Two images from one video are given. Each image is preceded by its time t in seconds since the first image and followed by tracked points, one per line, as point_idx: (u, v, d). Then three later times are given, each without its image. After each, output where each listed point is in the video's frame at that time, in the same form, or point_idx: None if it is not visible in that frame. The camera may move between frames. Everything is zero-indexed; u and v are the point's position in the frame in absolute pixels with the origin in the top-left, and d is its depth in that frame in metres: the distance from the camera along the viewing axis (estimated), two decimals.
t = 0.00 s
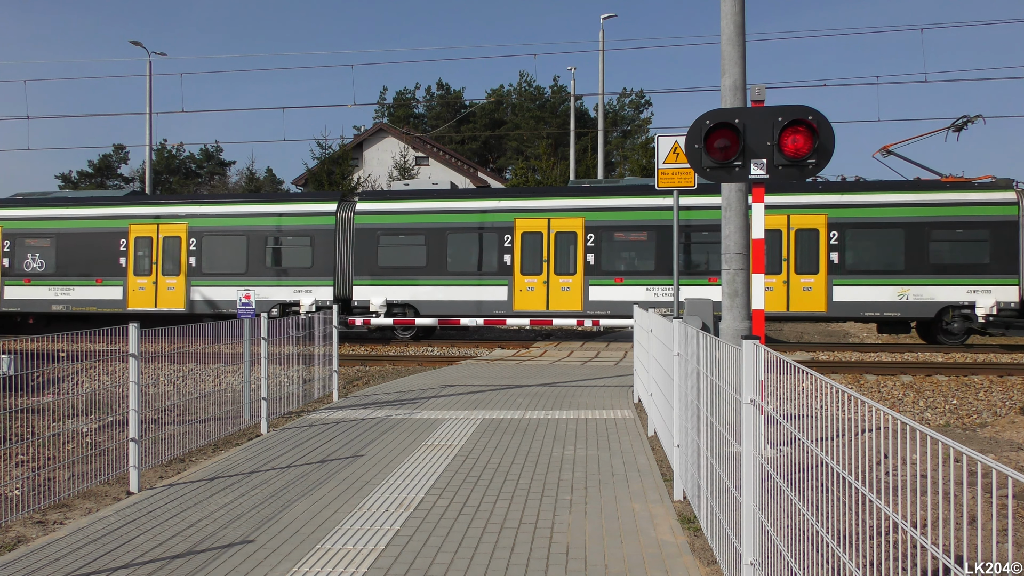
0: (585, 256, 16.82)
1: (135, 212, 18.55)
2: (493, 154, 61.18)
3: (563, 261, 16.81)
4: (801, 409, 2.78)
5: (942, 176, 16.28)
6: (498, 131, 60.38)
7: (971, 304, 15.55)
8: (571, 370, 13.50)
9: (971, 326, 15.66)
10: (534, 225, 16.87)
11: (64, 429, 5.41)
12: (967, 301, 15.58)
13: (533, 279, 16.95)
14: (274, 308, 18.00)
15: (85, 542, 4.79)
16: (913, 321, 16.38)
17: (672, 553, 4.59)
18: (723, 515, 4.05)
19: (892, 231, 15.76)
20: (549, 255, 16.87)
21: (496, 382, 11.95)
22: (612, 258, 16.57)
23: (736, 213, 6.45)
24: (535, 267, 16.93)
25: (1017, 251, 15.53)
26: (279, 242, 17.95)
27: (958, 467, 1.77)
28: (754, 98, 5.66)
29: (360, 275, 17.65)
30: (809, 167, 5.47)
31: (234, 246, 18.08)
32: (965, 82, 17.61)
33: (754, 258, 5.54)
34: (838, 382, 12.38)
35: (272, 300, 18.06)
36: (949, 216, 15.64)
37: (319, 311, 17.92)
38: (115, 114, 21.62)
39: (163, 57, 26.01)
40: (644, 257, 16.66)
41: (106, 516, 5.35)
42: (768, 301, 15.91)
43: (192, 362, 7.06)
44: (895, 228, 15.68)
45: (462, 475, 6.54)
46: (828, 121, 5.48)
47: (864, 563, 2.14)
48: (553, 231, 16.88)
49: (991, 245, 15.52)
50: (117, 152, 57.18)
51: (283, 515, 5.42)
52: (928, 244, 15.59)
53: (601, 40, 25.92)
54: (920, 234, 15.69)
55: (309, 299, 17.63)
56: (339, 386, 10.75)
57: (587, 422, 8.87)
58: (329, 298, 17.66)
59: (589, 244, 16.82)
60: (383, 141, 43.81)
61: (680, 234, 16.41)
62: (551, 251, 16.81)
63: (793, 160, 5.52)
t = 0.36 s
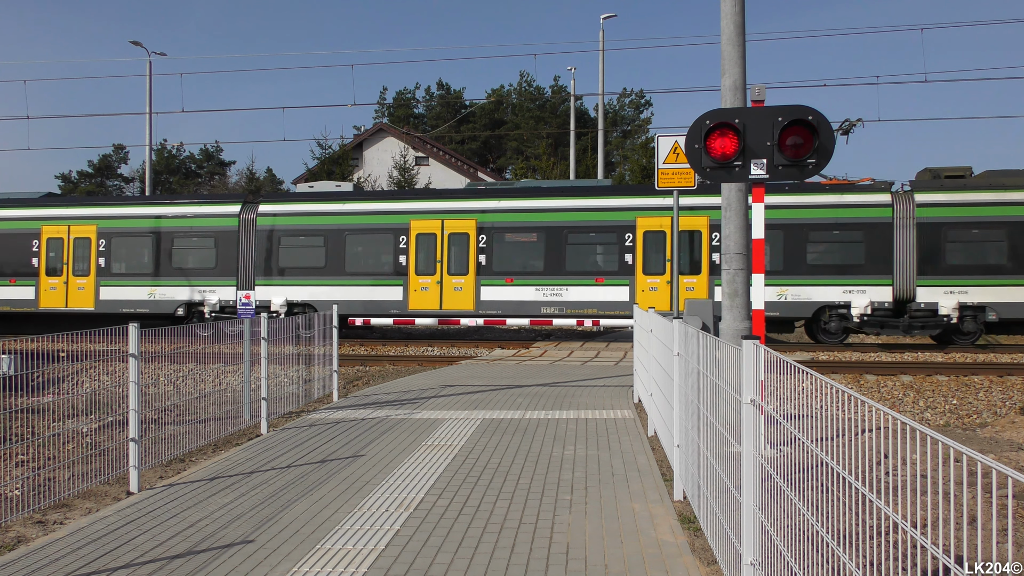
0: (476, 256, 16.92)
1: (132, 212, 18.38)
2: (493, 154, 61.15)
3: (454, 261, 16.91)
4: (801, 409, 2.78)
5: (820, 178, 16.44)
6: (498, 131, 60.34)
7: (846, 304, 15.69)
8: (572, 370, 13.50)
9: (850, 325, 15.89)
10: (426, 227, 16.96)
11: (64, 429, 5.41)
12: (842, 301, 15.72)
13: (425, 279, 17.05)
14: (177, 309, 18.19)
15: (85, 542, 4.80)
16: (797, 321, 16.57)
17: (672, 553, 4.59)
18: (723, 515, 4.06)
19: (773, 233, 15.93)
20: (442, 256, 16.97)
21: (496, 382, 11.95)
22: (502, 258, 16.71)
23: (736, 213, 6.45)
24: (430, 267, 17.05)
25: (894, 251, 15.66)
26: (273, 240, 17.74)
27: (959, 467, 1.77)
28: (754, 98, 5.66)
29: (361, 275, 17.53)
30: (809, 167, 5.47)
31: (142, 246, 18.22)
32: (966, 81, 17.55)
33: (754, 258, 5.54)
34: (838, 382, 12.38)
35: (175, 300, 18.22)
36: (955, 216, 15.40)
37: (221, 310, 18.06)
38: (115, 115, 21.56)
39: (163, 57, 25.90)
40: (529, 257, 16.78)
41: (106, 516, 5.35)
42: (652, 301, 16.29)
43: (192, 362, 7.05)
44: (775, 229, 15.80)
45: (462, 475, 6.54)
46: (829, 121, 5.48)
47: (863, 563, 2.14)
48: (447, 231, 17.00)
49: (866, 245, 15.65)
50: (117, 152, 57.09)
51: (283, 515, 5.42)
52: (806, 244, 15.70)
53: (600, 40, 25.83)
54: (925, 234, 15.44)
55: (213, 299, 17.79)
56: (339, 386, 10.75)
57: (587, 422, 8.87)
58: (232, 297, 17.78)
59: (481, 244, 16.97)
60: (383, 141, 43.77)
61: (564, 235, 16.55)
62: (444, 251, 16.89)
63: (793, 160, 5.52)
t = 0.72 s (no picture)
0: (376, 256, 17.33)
1: (125, 212, 18.30)
2: (493, 154, 61.16)
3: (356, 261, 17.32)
4: (801, 409, 2.78)
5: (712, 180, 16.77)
6: (498, 131, 60.33)
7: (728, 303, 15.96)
8: (572, 370, 13.50)
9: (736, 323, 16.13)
10: (326, 228, 17.39)
11: (64, 429, 5.41)
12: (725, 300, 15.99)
13: (328, 279, 17.46)
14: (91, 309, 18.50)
15: (85, 542, 4.80)
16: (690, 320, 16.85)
17: (672, 553, 4.58)
18: (723, 515, 4.05)
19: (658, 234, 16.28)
20: (342, 256, 17.38)
21: (496, 382, 11.95)
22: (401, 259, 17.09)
23: (736, 213, 6.44)
24: (330, 268, 17.47)
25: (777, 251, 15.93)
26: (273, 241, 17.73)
27: (959, 467, 1.77)
28: (754, 98, 5.66)
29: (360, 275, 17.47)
30: (809, 167, 5.47)
31: (55, 248, 18.60)
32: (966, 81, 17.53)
33: (754, 258, 5.53)
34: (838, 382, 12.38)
35: (89, 300, 18.54)
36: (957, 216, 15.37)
37: (133, 310, 18.30)
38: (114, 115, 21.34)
39: (163, 57, 25.41)
40: (428, 258, 17.17)
41: (106, 516, 5.36)
42: (543, 301, 16.63)
43: (192, 362, 7.06)
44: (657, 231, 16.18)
45: (463, 475, 6.53)
46: (828, 122, 5.47)
47: (864, 563, 2.14)
48: (347, 233, 17.41)
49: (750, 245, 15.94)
50: (117, 152, 57.05)
51: (283, 514, 5.42)
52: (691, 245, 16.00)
53: (600, 40, 25.87)
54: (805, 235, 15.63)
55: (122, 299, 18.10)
56: (339, 386, 10.75)
57: (587, 422, 8.87)
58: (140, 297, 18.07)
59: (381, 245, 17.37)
60: (383, 141, 43.76)
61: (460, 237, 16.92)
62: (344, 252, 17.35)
63: (793, 160, 5.52)
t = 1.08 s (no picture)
0: (282, 258, 18.14)
1: (131, 212, 18.91)
2: (493, 154, 61.17)
3: (261, 262, 18.14)
4: (801, 409, 2.78)
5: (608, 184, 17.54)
6: (498, 131, 60.36)
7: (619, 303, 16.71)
8: (572, 370, 13.50)
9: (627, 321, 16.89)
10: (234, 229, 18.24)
11: (64, 429, 5.41)
12: (616, 300, 16.74)
13: (236, 279, 18.25)
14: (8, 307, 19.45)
15: (85, 542, 4.80)
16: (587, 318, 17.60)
17: (672, 553, 4.59)
18: (724, 515, 4.05)
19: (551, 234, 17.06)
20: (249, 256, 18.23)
21: (496, 382, 11.96)
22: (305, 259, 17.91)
23: (736, 213, 6.44)
24: (238, 268, 18.28)
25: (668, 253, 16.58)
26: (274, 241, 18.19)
27: (959, 467, 1.77)
28: (754, 98, 5.66)
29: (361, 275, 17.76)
30: (809, 167, 5.48)
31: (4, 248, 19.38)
32: (965, 81, 17.57)
33: (754, 259, 5.53)
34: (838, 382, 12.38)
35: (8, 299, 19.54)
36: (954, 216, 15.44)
37: (48, 309, 19.16)
38: (116, 115, 22.17)
39: (163, 57, 26.60)
40: (331, 258, 17.92)
41: (106, 516, 5.36)
42: (441, 300, 17.34)
43: (192, 362, 7.06)
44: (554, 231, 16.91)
45: (463, 475, 6.53)
46: (828, 122, 5.48)
47: (864, 563, 2.14)
48: (254, 234, 18.23)
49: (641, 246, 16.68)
50: (117, 152, 57.01)
51: (283, 515, 5.42)
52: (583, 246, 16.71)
53: (599, 41, 25.86)
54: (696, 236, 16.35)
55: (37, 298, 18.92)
56: (339, 386, 10.75)
57: (587, 422, 8.87)
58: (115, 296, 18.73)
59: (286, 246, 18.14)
60: (383, 141, 43.79)
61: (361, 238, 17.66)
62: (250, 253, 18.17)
63: (793, 160, 5.52)
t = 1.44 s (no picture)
0: (194, 258, 18.69)
1: (133, 212, 19.00)
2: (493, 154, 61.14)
3: (174, 263, 18.69)
4: (801, 409, 2.78)
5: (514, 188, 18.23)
6: (498, 131, 60.33)
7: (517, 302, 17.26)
8: (572, 370, 13.50)
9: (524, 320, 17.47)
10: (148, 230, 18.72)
11: (64, 429, 5.41)
12: (514, 299, 17.29)
13: (148, 279, 18.75)
14: None
15: (85, 542, 4.80)
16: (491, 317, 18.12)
17: (672, 553, 4.59)
18: (723, 515, 4.05)
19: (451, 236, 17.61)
20: (163, 257, 18.72)
21: (496, 382, 11.96)
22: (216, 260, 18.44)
23: (736, 213, 6.45)
24: (152, 269, 18.78)
25: (567, 254, 17.23)
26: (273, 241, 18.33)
27: (959, 467, 1.77)
28: (754, 98, 5.66)
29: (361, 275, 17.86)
30: (809, 167, 5.47)
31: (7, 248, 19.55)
32: (964, 81, 17.59)
33: (754, 258, 5.53)
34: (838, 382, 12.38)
35: None
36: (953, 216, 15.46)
37: None
38: (115, 114, 22.31)
39: (163, 57, 26.12)
40: (241, 258, 18.50)
41: (106, 516, 5.36)
42: (347, 300, 17.85)
43: (192, 362, 7.06)
44: (455, 232, 17.46)
45: (463, 475, 6.53)
46: (828, 121, 5.47)
47: (864, 563, 2.14)
48: (167, 235, 18.75)
49: (572, 247, 17.16)
50: (117, 152, 56.97)
51: (283, 515, 5.42)
52: (483, 246, 17.20)
53: (599, 41, 25.75)
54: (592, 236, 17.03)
55: None
56: (339, 386, 10.75)
57: (587, 422, 8.87)
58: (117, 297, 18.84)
59: (199, 247, 18.68)
60: (383, 141, 43.78)
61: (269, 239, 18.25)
62: (163, 253, 18.68)
63: (793, 160, 5.52)
